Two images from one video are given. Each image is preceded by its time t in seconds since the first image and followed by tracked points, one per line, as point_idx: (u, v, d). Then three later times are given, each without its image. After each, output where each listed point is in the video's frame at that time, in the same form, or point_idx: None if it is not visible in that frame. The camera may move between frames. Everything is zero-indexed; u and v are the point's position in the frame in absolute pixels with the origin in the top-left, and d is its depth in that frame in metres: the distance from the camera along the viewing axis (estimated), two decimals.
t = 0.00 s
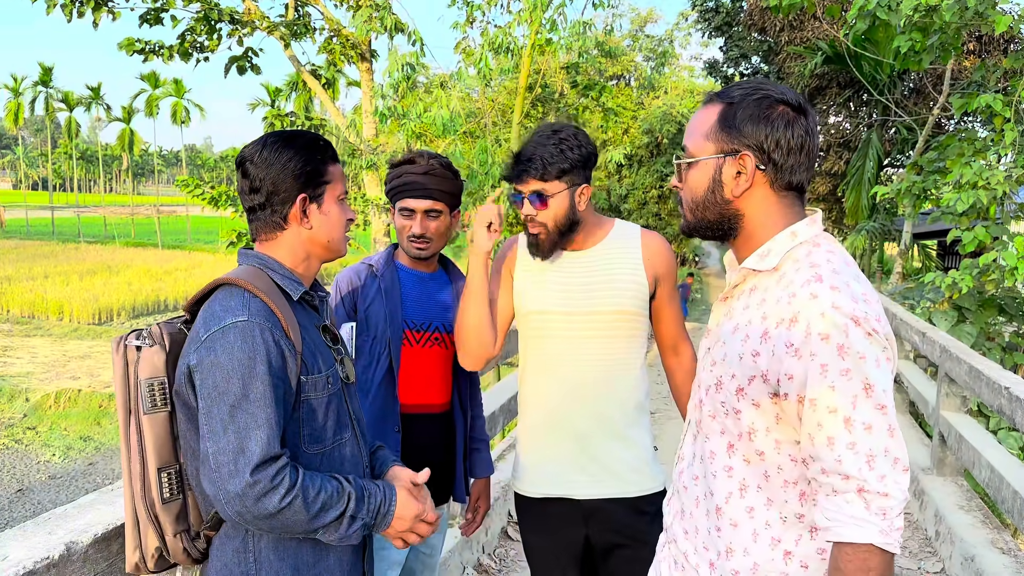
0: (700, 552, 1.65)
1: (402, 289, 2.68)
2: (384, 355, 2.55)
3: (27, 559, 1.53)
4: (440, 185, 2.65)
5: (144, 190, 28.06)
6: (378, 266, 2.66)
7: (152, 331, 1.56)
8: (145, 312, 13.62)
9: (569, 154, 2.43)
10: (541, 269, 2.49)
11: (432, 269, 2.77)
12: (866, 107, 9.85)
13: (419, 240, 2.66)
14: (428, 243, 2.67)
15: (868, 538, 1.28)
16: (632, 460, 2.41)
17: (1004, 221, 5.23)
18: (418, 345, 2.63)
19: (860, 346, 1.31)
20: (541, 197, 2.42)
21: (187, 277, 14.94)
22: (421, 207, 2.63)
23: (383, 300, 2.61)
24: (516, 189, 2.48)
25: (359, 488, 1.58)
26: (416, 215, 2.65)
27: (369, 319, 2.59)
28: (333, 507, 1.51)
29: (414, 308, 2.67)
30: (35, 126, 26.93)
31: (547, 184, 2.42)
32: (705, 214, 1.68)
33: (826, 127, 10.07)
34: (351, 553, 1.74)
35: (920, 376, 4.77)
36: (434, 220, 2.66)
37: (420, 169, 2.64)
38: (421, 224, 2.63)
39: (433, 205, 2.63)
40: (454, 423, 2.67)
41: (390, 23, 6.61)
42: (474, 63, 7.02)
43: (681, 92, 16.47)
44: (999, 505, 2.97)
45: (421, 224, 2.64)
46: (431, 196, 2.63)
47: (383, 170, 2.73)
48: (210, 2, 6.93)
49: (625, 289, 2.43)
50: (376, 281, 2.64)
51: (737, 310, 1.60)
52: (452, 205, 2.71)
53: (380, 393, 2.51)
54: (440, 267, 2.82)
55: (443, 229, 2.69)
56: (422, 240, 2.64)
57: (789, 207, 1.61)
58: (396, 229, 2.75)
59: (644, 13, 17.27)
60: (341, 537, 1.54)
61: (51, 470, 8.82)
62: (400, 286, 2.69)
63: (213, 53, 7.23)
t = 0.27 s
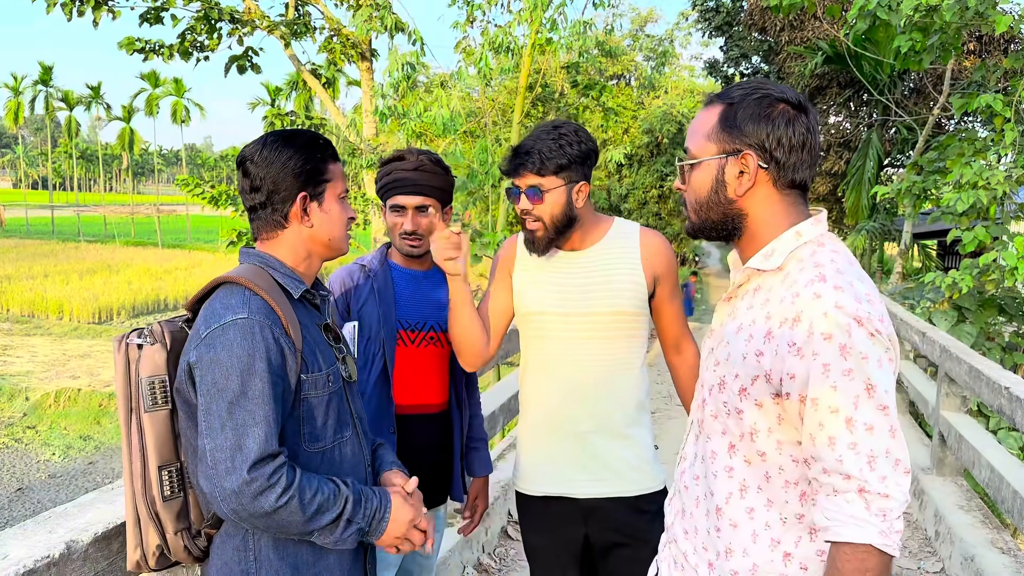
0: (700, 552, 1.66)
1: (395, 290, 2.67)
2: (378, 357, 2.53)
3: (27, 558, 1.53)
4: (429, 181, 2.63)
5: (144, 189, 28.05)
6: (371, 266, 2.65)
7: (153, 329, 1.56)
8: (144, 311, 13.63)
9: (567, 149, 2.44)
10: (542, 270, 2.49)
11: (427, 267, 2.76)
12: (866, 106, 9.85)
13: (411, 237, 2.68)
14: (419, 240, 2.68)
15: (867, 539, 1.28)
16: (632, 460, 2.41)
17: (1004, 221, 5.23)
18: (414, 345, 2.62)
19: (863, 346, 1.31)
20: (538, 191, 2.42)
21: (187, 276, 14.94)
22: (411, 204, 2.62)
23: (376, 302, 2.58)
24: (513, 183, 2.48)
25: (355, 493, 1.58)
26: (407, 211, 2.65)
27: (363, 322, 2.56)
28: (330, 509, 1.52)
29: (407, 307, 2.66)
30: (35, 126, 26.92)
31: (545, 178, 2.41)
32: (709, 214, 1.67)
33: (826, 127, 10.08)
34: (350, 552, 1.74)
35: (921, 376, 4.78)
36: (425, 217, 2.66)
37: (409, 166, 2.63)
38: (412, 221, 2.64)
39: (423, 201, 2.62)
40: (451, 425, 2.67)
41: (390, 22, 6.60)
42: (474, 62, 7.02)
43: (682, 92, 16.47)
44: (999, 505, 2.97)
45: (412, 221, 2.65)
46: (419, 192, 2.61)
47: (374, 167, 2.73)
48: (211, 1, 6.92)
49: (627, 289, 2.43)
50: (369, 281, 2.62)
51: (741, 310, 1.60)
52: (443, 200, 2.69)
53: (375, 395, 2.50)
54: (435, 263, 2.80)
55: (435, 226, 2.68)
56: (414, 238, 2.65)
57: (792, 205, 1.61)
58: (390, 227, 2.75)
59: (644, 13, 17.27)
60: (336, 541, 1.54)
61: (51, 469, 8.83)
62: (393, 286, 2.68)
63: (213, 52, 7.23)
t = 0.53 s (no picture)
0: (702, 551, 1.66)
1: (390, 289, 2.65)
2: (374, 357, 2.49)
3: (29, 557, 1.53)
4: (423, 179, 2.63)
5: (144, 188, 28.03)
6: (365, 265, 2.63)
7: (159, 328, 1.56)
8: (144, 310, 13.63)
9: (568, 147, 2.43)
10: (545, 269, 2.49)
11: (422, 266, 2.76)
12: (866, 106, 9.85)
13: (406, 236, 2.66)
14: (415, 239, 2.66)
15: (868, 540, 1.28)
16: (632, 461, 2.41)
17: (1004, 221, 5.23)
18: (410, 344, 2.61)
19: (870, 347, 1.31)
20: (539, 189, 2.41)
21: (187, 275, 14.94)
22: (405, 203, 2.61)
23: (371, 302, 2.55)
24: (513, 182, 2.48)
25: (353, 506, 1.58)
26: (402, 210, 2.64)
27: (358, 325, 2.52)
28: (330, 513, 1.52)
29: (403, 307, 2.65)
30: (34, 125, 26.88)
31: (546, 177, 2.41)
32: (711, 213, 1.67)
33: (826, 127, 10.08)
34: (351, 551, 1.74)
35: (921, 376, 4.78)
36: (420, 215, 2.65)
37: (402, 164, 2.63)
38: (406, 220, 2.63)
39: (417, 199, 2.62)
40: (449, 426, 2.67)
41: (390, 21, 6.59)
42: (474, 62, 7.01)
43: (682, 92, 16.47)
44: (999, 505, 2.97)
45: (407, 220, 2.63)
46: (414, 190, 2.61)
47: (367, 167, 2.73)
48: None
49: (630, 289, 2.44)
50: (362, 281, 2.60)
51: (746, 309, 1.60)
52: (436, 198, 2.69)
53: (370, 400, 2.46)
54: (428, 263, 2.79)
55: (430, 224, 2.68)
56: (408, 236, 2.63)
57: (794, 206, 1.61)
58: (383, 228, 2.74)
59: (645, 13, 17.26)
60: (329, 551, 1.54)
61: (51, 468, 8.83)
62: (389, 285, 2.66)
63: (214, 51, 7.22)
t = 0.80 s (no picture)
0: (704, 550, 1.66)
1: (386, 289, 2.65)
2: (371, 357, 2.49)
3: (28, 556, 1.52)
4: (422, 179, 2.63)
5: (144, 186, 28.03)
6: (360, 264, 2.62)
7: (160, 327, 1.57)
8: (144, 309, 13.63)
9: (568, 146, 2.43)
10: (545, 268, 2.49)
11: (417, 266, 2.76)
12: (867, 106, 9.85)
13: (403, 236, 2.66)
14: (411, 239, 2.66)
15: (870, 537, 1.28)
16: (631, 461, 2.41)
17: (1005, 221, 5.23)
18: (407, 344, 2.61)
19: (870, 346, 1.31)
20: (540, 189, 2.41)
21: (187, 274, 14.95)
22: (404, 203, 2.62)
23: (367, 302, 2.55)
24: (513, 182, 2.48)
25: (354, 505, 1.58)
26: (400, 210, 2.64)
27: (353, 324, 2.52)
28: (333, 511, 1.52)
29: (400, 307, 2.65)
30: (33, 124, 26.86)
31: (546, 177, 2.41)
32: (711, 212, 1.67)
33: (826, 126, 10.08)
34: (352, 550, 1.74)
35: (921, 377, 4.78)
36: (418, 216, 2.65)
37: (402, 164, 2.63)
38: (404, 220, 2.62)
39: (416, 200, 2.62)
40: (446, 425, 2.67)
41: (391, 20, 6.58)
42: (474, 61, 7.01)
43: (682, 91, 16.48)
44: (999, 505, 2.97)
45: (405, 220, 2.63)
46: (413, 190, 2.61)
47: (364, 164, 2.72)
48: None
49: (630, 289, 2.44)
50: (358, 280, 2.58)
51: (746, 308, 1.60)
52: (434, 198, 2.70)
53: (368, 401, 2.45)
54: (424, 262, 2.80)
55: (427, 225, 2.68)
56: (405, 237, 2.63)
57: (794, 205, 1.61)
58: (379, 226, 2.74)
59: (645, 12, 17.25)
60: (335, 547, 1.54)
61: (50, 467, 8.83)
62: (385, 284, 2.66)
63: (214, 50, 7.22)
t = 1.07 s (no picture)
0: (708, 550, 1.66)
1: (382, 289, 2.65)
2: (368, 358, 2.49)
3: (29, 553, 1.52)
4: (422, 180, 2.64)
5: (144, 185, 28.04)
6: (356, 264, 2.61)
7: (161, 324, 1.57)
8: (144, 308, 13.63)
9: (566, 147, 2.43)
10: (544, 267, 2.49)
11: (413, 265, 2.76)
12: (867, 106, 9.84)
13: (401, 237, 2.66)
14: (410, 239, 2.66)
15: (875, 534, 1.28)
16: (632, 460, 2.41)
17: (1005, 221, 5.23)
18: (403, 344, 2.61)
19: (869, 342, 1.31)
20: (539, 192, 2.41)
21: (187, 273, 14.95)
22: (404, 203, 2.62)
23: (363, 302, 2.54)
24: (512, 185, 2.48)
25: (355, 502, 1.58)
26: (400, 210, 2.64)
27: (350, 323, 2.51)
28: (336, 509, 1.53)
29: (396, 307, 2.64)
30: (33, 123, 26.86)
31: (546, 178, 2.41)
32: (710, 211, 1.67)
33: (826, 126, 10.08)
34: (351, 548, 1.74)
35: (921, 376, 4.78)
36: (417, 216, 2.65)
37: (403, 164, 2.63)
38: (404, 220, 2.62)
39: (417, 201, 2.63)
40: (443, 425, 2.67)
41: (391, 19, 6.58)
42: (474, 60, 7.01)
43: (683, 91, 16.48)
44: (999, 505, 2.97)
45: (404, 221, 2.63)
46: (413, 191, 2.62)
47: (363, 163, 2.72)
48: None
49: (629, 287, 2.44)
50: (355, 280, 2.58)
51: (745, 307, 1.60)
52: (434, 199, 2.70)
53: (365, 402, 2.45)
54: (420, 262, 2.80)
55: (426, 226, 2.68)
56: (403, 237, 2.63)
57: (794, 204, 1.61)
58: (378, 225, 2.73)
59: (645, 11, 17.25)
60: (337, 544, 1.54)
61: (50, 466, 8.83)
62: (381, 284, 2.65)
63: (214, 49, 7.22)
